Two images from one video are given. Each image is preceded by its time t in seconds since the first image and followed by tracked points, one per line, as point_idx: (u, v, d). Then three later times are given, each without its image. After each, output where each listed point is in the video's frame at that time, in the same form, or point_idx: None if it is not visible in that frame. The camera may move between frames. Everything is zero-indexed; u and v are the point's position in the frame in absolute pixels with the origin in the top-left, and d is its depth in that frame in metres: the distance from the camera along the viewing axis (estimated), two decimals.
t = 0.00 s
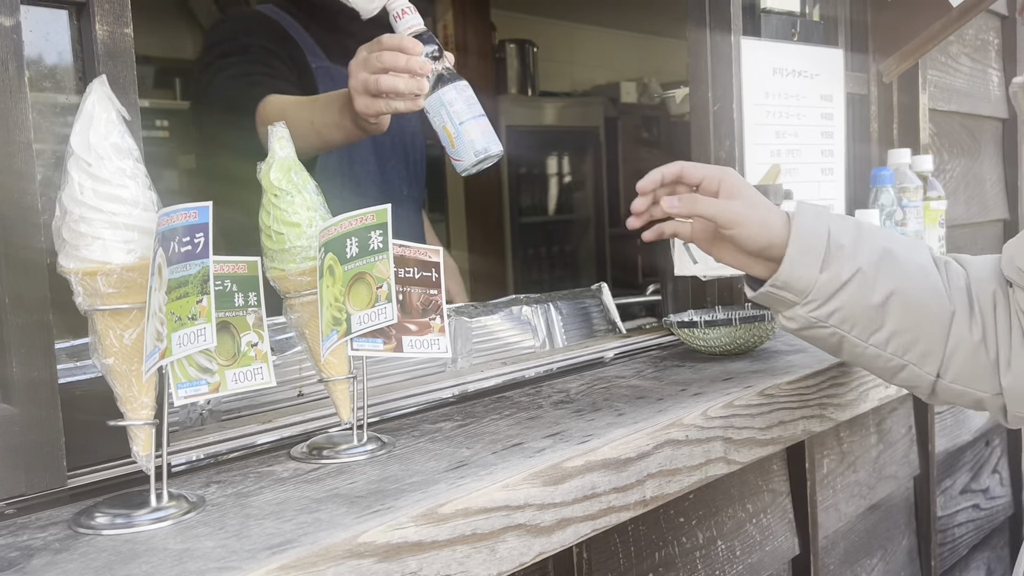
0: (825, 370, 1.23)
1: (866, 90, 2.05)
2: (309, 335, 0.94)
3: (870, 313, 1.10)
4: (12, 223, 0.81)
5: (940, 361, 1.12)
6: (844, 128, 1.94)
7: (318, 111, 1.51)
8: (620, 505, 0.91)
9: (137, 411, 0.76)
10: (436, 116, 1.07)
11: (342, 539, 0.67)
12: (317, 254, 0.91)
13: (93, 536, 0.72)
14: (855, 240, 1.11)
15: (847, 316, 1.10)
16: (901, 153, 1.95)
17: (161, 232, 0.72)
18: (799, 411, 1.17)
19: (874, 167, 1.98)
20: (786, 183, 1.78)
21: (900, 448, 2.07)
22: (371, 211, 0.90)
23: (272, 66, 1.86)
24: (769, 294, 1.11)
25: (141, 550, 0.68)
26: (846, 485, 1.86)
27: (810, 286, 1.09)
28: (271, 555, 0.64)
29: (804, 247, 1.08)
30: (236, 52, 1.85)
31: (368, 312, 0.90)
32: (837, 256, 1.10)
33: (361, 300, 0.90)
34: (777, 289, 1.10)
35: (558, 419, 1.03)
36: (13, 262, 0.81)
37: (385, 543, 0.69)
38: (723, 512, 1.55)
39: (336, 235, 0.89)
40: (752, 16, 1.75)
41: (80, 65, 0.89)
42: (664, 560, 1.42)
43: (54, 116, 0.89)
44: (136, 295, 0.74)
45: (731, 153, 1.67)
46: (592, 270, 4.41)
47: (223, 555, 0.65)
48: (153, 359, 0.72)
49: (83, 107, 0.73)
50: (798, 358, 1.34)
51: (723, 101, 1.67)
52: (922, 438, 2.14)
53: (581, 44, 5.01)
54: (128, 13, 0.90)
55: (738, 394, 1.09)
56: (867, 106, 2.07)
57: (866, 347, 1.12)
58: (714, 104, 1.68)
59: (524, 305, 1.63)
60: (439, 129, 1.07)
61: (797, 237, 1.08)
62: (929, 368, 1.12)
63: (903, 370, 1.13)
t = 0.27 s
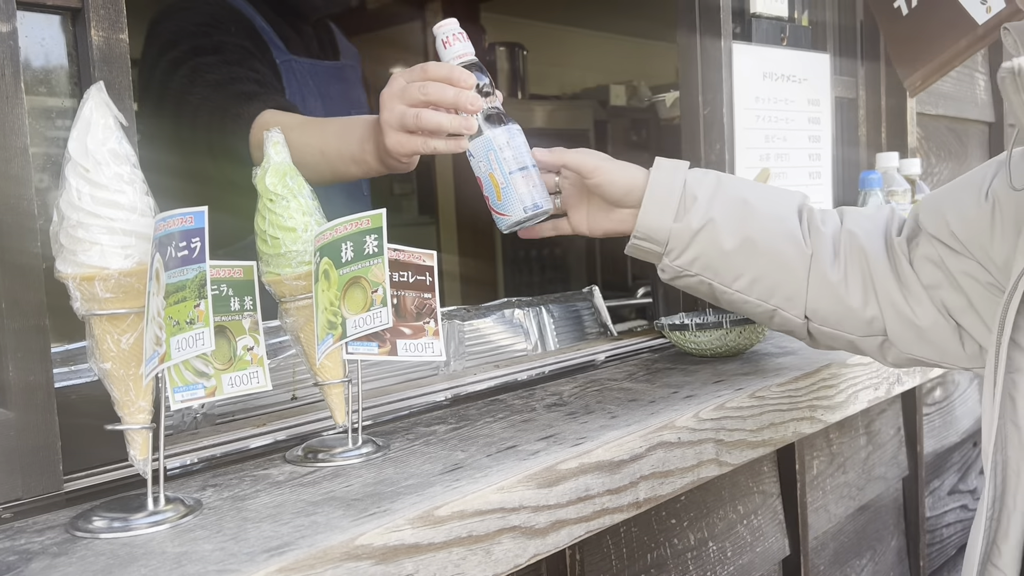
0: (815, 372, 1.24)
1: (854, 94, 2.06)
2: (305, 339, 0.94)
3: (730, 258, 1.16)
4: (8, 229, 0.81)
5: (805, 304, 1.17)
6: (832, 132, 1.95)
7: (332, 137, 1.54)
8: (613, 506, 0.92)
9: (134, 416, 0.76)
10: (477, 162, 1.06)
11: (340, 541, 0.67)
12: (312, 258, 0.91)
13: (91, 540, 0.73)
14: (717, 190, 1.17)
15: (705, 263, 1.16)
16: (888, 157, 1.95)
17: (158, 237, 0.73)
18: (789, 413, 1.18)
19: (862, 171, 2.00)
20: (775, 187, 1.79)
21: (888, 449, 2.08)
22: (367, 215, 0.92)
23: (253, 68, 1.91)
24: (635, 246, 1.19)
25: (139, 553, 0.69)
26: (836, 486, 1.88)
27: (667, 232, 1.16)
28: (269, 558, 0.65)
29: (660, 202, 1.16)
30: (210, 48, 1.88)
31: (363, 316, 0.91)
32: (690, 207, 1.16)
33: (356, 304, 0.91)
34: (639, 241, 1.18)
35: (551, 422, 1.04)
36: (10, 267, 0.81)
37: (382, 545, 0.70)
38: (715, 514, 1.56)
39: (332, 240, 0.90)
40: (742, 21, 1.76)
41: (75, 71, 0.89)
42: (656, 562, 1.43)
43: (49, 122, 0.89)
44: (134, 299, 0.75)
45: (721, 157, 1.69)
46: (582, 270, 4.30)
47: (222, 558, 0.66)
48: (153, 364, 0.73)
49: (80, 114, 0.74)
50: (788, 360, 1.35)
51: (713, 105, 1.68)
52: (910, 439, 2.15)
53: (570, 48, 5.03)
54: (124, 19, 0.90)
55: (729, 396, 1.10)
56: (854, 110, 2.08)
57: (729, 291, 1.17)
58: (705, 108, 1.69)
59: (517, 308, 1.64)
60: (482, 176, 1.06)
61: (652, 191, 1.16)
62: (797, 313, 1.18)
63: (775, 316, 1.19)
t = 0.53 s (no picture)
0: (804, 373, 1.25)
1: (843, 96, 2.07)
2: (296, 340, 0.94)
3: (704, 279, 1.16)
4: None
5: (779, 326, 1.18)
6: (821, 134, 1.96)
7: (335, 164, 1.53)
8: (604, 507, 0.92)
9: (126, 418, 0.76)
10: (486, 183, 1.05)
11: (332, 543, 0.68)
12: (303, 260, 0.91)
13: (82, 542, 0.73)
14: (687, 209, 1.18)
15: (677, 285, 1.16)
16: (876, 158, 1.98)
17: (150, 240, 0.73)
18: (779, 414, 1.19)
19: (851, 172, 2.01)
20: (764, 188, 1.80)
21: (877, 449, 2.09)
22: (358, 217, 0.91)
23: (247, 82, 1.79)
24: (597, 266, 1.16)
25: (131, 555, 0.69)
26: (825, 486, 1.89)
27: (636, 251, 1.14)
28: (261, 559, 0.65)
29: (626, 219, 1.13)
30: (199, 59, 1.76)
31: (354, 318, 0.91)
32: (658, 225, 1.15)
33: (347, 306, 0.91)
34: (602, 262, 1.15)
35: (542, 423, 1.04)
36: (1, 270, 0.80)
37: (374, 547, 0.70)
38: (705, 514, 1.57)
39: (323, 242, 0.90)
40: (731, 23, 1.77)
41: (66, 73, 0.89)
42: (647, 562, 1.44)
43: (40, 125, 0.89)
44: (125, 302, 0.75)
45: (711, 159, 1.70)
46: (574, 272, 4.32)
47: (214, 559, 0.66)
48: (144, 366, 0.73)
49: (72, 116, 0.74)
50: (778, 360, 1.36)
51: (703, 107, 1.69)
52: (899, 440, 2.17)
53: (561, 49, 5.04)
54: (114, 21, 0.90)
55: (719, 397, 1.11)
56: (844, 112, 2.09)
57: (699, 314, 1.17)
58: (695, 110, 1.70)
59: (507, 309, 1.64)
60: (491, 199, 1.05)
61: (619, 208, 1.14)
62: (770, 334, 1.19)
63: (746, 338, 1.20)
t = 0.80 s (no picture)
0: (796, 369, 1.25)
1: (835, 94, 2.08)
2: (287, 337, 0.94)
3: (735, 309, 1.18)
4: None
5: (809, 356, 1.20)
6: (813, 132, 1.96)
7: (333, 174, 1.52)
8: (596, 503, 0.92)
9: (115, 414, 0.76)
10: (525, 210, 1.03)
11: (322, 538, 0.67)
12: (294, 256, 0.91)
13: (71, 539, 0.72)
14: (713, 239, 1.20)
15: (711, 317, 1.17)
16: (868, 156, 1.99)
17: (139, 236, 0.73)
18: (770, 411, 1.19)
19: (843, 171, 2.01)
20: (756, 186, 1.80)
21: (869, 447, 2.10)
22: (348, 214, 0.91)
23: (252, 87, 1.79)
24: (628, 298, 1.16)
25: (120, 551, 0.69)
26: (817, 483, 1.89)
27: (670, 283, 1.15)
28: (251, 555, 0.65)
29: (659, 250, 1.15)
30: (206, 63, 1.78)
31: (344, 314, 0.91)
32: (689, 255, 1.17)
33: (338, 302, 0.91)
34: (632, 293, 1.15)
35: (534, 419, 1.04)
36: None
37: (364, 542, 0.70)
38: (697, 511, 1.57)
39: (313, 238, 0.90)
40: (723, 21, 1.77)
41: (55, 69, 0.88)
42: (639, 559, 1.44)
43: (28, 120, 0.88)
44: (114, 297, 0.75)
45: (703, 157, 1.69)
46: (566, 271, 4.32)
47: (203, 555, 0.66)
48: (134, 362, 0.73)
49: (60, 110, 0.73)
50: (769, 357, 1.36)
51: (695, 105, 1.69)
52: (891, 438, 2.17)
53: (553, 48, 5.04)
54: (103, 16, 0.90)
55: (710, 393, 1.11)
56: (836, 111, 2.09)
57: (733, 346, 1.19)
58: (687, 108, 1.70)
59: (500, 307, 1.64)
60: (530, 227, 1.03)
61: (649, 235, 1.15)
62: (800, 365, 1.21)
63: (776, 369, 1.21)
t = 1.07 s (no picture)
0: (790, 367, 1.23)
1: (829, 90, 2.07)
2: (272, 335, 0.92)
3: (807, 349, 1.16)
4: None
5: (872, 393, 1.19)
6: (807, 128, 1.95)
7: (347, 171, 1.62)
8: (587, 504, 0.91)
9: (94, 414, 0.74)
10: (607, 251, 0.98)
11: (305, 542, 0.66)
12: (279, 253, 0.89)
13: (48, 543, 0.71)
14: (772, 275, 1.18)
15: (787, 358, 1.13)
16: (863, 153, 1.97)
17: (118, 232, 0.71)
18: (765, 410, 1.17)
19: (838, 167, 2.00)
20: (751, 183, 1.79)
21: (864, 445, 2.09)
22: (335, 209, 0.90)
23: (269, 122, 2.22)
24: (700, 342, 1.09)
25: (98, 556, 0.67)
26: (812, 482, 1.88)
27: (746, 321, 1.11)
28: (232, 559, 0.63)
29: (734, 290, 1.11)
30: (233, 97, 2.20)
31: (331, 312, 0.90)
32: (761, 292, 1.14)
33: (324, 300, 0.89)
34: (706, 335, 1.10)
35: (524, 419, 1.03)
36: None
37: (349, 546, 0.68)
38: (690, 511, 1.56)
39: (299, 234, 0.88)
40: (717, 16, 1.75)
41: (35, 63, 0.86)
42: (632, 559, 1.42)
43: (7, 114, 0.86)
44: (92, 295, 0.73)
45: (697, 153, 1.68)
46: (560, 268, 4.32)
47: (183, 560, 0.64)
48: (114, 361, 0.71)
49: (35, 103, 0.71)
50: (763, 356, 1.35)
51: (689, 101, 1.67)
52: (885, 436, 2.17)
53: (546, 45, 5.02)
54: (83, 8, 0.87)
55: (704, 391, 1.10)
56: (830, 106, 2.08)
57: (804, 388, 1.15)
58: (680, 103, 1.69)
59: (492, 304, 1.62)
60: (610, 269, 0.99)
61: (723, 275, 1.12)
62: (861, 403, 1.19)
63: (841, 408, 1.19)
